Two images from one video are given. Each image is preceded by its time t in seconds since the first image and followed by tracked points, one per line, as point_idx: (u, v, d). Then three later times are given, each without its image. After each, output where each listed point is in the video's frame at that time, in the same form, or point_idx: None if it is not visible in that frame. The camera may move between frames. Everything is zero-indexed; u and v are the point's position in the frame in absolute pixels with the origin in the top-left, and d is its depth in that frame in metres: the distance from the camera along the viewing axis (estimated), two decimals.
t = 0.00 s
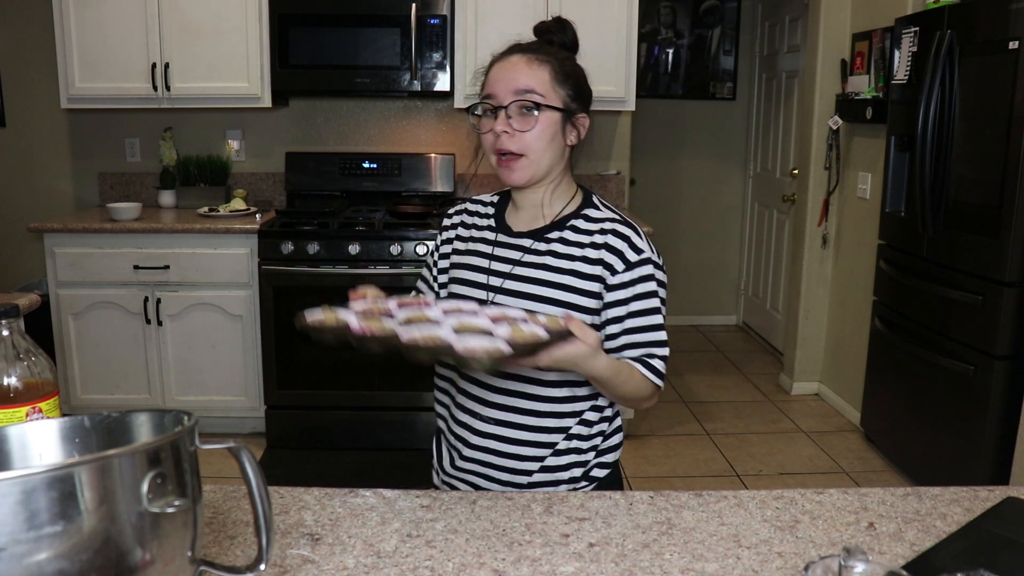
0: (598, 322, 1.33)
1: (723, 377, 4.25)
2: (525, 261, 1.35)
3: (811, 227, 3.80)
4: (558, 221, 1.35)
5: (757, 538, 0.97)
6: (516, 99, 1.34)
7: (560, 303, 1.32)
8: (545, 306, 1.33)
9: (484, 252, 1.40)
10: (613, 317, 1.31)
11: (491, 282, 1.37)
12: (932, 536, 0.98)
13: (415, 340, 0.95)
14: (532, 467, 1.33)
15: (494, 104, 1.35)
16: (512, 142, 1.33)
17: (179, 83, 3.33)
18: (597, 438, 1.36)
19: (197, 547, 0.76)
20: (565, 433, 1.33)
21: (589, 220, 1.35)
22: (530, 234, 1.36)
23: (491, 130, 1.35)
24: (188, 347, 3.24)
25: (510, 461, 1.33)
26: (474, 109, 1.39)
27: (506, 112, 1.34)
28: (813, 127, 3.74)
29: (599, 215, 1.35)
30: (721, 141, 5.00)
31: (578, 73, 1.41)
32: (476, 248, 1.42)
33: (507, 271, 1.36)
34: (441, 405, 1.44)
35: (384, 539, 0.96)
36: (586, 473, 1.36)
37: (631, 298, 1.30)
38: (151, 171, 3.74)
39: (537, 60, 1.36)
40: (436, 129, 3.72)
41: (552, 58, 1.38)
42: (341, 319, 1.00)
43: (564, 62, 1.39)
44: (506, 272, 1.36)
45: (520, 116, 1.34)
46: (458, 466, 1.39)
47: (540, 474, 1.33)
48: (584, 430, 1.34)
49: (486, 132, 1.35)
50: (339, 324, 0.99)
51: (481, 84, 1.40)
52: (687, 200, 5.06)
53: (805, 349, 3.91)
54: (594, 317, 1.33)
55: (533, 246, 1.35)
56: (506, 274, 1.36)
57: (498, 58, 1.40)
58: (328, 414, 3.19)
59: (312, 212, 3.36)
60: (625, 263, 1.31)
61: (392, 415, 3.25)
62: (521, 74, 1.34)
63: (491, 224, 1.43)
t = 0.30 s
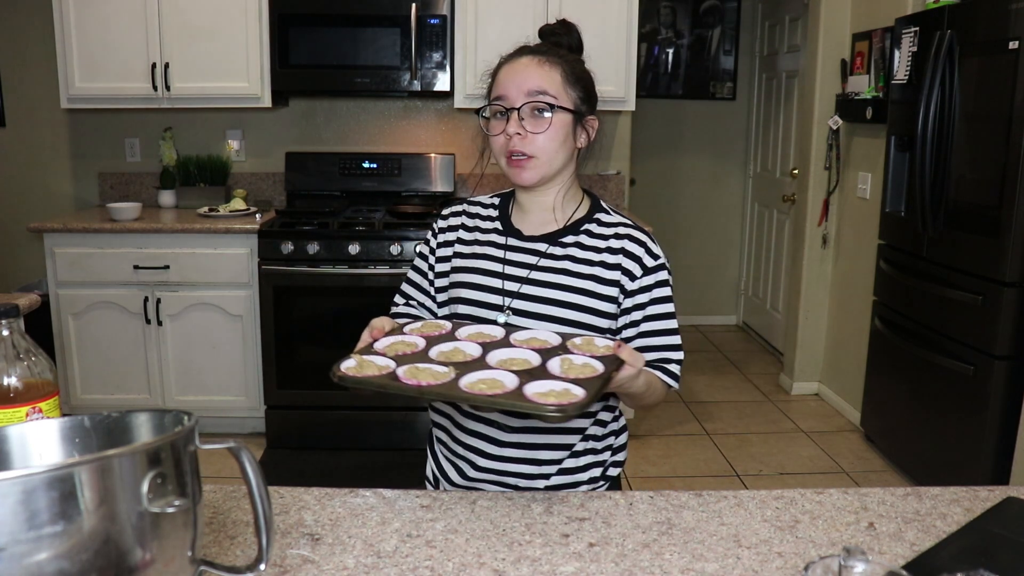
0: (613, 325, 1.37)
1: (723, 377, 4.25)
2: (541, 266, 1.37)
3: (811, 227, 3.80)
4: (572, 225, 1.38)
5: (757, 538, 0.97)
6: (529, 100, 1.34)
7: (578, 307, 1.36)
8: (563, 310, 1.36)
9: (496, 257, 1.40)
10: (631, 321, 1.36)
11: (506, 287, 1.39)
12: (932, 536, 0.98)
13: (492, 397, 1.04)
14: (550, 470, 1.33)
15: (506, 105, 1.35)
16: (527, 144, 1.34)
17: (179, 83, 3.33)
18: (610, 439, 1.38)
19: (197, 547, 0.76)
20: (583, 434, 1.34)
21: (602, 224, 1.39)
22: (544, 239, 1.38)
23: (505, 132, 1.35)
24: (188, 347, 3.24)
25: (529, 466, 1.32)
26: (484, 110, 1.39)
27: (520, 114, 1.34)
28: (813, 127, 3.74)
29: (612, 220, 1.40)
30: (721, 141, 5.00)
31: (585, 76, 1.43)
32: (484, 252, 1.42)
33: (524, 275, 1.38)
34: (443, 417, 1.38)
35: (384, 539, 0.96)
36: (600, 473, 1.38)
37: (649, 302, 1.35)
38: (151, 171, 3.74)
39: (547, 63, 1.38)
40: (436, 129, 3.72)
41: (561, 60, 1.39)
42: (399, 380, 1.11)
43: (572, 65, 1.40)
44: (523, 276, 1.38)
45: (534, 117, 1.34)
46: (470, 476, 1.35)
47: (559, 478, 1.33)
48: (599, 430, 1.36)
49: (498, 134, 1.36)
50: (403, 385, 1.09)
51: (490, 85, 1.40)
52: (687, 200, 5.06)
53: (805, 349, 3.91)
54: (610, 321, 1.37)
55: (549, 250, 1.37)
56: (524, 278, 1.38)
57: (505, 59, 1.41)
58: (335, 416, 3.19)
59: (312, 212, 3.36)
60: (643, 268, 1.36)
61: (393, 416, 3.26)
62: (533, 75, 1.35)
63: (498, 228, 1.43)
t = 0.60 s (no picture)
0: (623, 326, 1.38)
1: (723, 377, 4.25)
2: (551, 269, 1.38)
3: (811, 227, 3.80)
4: (580, 227, 1.40)
5: (757, 538, 0.97)
6: (536, 109, 1.34)
7: (588, 308, 1.37)
8: (574, 313, 1.37)
9: (503, 260, 1.40)
10: (641, 322, 1.37)
11: (516, 291, 1.39)
12: (932, 536, 0.98)
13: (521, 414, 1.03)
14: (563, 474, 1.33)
15: (513, 113, 1.34)
16: (535, 153, 1.34)
17: (179, 83, 3.33)
18: (619, 441, 1.39)
19: (197, 547, 0.76)
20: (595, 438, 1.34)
21: (609, 226, 1.40)
22: (552, 242, 1.39)
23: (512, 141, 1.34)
24: (188, 347, 3.24)
25: (543, 472, 1.33)
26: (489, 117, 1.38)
27: (528, 122, 1.34)
28: (813, 127, 3.74)
29: (618, 222, 1.41)
30: (721, 140, 5.00)
31: (586, 79, 1.42)
32: (490, 256, 1.42)
33: (534, 279, 1.38)
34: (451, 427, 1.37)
35: (384, 539, 0.96)
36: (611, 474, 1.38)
37: (658, 302, 1.37)
38: (151, 171, 3.74)
39: (552, 68, 1.37)
40: (436, 129, 3.72)
41: (563, 65, 1.39)
42: (423, 402, 1.07)
43: (574, 69, 1.40)
44: (533, 280, 1.38)
45: (542, 126, 1.34)
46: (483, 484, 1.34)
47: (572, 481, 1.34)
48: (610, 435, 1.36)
49: (506, 142, 1.35)
50: (427, 406, 1.06)
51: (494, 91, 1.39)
52: (686, 200, 5.06)
53: (804, 349, 3.91)
54: (620, 322, 1.38)
55: (557, 254, 1.38)
56: (533, 282, 1.38)
57: (508, 64, 1.40)
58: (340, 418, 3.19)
59: (312, 212, 3.36)
60: (653, 269, 1.37)
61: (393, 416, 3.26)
62: (540, 83, 1.35)
63: (503, 231, 1.43)
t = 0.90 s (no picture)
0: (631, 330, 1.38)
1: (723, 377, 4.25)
2: (556, 272, 1.38)
3: (811, 227, 3.80)
4: (586, 229, 1.40)
5: (757, 538, 0.97)
6: (543, 113, 1.34)
7: (595, 312, 1.37)
8: (580, 316, 1.37)
9: (509, 263, 1.42)
10: (650, 326, 1.37)
11: (521, 294, 1.40)
12: (932, 536, 0.98)
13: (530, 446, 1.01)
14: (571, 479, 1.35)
15: (520, 117, 1.35)
16: (543, 158, 1.34)
17: (179, 83, 3.32)
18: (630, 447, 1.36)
19: (197, 547, 0.76)
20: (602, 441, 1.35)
21: (616, 228, 1.41)
22: (558, 244, 1.39)
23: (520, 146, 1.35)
24: (188, 347, 3.25)
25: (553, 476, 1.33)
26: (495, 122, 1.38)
27: (535, 127, 1.34)
28: (813, 127, 3.74)
29: (626, 224, 1.42)
30: (721, 140, 5.00)
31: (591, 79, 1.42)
32: (496, 259, 1.43)
33: (539, 282, 1.39)
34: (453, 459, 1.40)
35: (384, 538, 0.96)
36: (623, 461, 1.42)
37: (667, 305, 1.36)
38: (151, 171, 3.74)
39: (558, 71, 1.37)
40: (436, 129, 3.72)
41: (568, 66, 1.39)
42: (431, 432, 1.04)
43: (579, 70, 1.40)
44: (539, 283, 1.38)
45: (549, 130, 1.34)
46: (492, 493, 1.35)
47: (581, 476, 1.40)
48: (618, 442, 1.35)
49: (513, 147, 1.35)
50: (436, 435, 1.03)
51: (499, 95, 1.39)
52: (686, 200, 5.06)
53: (805, 349, 3.91)
54: (628, 325, 1.38)
55: (563, 256, 1.39)
56: (538, 285, 1.39)
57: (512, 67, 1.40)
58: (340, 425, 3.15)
59: (312, 212, 3.36)
60: (661, 272, 1.37)
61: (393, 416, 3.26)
62: (545, 86, 1.35)
63: (510, 234, 1.44)
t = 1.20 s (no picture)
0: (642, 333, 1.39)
1: (723, 376, 4.25)
2: (566, 277, 1.40)
3: (811, 227, 3.80)
4: (596, 232, 1.41)
5: (757, 538, 0.97)
6: (562, 119, 1.33)
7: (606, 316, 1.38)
8: (591, 321, 1.39)
9: (518, 267, 1.43)
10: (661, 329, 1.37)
11: (531, 300, 1.41)
12: (932, 536, 0.98)
13: (561, 484, 0.99)
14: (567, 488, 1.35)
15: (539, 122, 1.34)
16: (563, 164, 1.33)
17: (179, 83, 3.32)
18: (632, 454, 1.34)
19: (197, 547, 0.76)
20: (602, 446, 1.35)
21: (625, 231, 1.42)
22: (568, 248, 1.40)
23: (539, 150, 1.34)
24: (188, 347, 3.24)
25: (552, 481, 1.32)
26: (512, 124, 1.36)
27: (555, 132, 1.33)
28: (813, 127, 3.74)
29: (634, 225, 1.43)
30: (721, 140, 5.00)
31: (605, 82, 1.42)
32: (506, 263, 1.44)
33: (549, 287, 1.40)
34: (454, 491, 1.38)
35: (384, 538, 0.96)
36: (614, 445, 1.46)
37: (677, 309, 1.37)
38: (151, 171, 3.74)
39: (575, 75, 1.37)
40: (436, 129, 3.72)
41: (584, 69, 1.39)
42: (455, 477, 1.00)
43: (595, 74, 1.40)
44: (548, 288, 1.40)
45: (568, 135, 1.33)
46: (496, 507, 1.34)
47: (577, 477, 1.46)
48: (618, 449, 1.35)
49: (532, 151, 1.34)
50: (461, 481, 1.00)
51: (515, 96, 1.37)
52: (686, 200, 5.06)
53: (805, 349, 3.91)
54: (638, 329, 1.39)
55: (573, 261, 1.40)
56: (549, 290, 1.40)
57: (528, 69, 1.39)
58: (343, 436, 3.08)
59: (312, 212, 3.36)
60: (671, 275, 1.38)
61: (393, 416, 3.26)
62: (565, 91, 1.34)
63: (518, 238, 1.45)
